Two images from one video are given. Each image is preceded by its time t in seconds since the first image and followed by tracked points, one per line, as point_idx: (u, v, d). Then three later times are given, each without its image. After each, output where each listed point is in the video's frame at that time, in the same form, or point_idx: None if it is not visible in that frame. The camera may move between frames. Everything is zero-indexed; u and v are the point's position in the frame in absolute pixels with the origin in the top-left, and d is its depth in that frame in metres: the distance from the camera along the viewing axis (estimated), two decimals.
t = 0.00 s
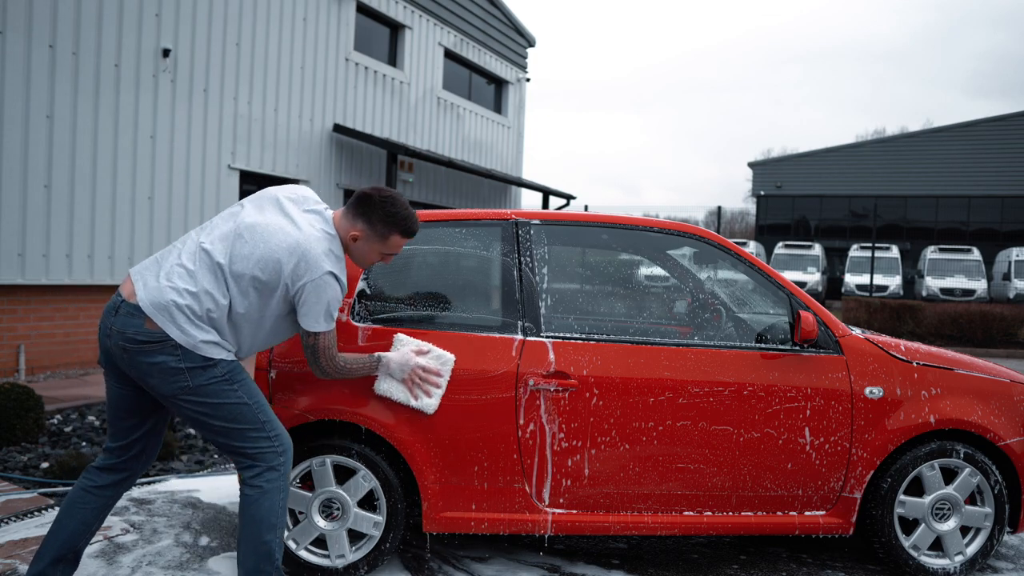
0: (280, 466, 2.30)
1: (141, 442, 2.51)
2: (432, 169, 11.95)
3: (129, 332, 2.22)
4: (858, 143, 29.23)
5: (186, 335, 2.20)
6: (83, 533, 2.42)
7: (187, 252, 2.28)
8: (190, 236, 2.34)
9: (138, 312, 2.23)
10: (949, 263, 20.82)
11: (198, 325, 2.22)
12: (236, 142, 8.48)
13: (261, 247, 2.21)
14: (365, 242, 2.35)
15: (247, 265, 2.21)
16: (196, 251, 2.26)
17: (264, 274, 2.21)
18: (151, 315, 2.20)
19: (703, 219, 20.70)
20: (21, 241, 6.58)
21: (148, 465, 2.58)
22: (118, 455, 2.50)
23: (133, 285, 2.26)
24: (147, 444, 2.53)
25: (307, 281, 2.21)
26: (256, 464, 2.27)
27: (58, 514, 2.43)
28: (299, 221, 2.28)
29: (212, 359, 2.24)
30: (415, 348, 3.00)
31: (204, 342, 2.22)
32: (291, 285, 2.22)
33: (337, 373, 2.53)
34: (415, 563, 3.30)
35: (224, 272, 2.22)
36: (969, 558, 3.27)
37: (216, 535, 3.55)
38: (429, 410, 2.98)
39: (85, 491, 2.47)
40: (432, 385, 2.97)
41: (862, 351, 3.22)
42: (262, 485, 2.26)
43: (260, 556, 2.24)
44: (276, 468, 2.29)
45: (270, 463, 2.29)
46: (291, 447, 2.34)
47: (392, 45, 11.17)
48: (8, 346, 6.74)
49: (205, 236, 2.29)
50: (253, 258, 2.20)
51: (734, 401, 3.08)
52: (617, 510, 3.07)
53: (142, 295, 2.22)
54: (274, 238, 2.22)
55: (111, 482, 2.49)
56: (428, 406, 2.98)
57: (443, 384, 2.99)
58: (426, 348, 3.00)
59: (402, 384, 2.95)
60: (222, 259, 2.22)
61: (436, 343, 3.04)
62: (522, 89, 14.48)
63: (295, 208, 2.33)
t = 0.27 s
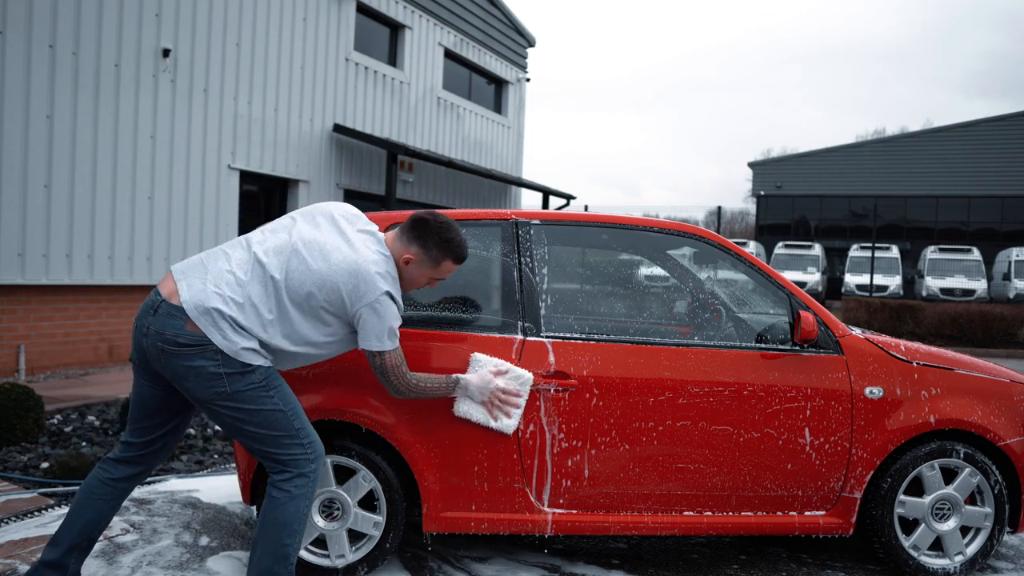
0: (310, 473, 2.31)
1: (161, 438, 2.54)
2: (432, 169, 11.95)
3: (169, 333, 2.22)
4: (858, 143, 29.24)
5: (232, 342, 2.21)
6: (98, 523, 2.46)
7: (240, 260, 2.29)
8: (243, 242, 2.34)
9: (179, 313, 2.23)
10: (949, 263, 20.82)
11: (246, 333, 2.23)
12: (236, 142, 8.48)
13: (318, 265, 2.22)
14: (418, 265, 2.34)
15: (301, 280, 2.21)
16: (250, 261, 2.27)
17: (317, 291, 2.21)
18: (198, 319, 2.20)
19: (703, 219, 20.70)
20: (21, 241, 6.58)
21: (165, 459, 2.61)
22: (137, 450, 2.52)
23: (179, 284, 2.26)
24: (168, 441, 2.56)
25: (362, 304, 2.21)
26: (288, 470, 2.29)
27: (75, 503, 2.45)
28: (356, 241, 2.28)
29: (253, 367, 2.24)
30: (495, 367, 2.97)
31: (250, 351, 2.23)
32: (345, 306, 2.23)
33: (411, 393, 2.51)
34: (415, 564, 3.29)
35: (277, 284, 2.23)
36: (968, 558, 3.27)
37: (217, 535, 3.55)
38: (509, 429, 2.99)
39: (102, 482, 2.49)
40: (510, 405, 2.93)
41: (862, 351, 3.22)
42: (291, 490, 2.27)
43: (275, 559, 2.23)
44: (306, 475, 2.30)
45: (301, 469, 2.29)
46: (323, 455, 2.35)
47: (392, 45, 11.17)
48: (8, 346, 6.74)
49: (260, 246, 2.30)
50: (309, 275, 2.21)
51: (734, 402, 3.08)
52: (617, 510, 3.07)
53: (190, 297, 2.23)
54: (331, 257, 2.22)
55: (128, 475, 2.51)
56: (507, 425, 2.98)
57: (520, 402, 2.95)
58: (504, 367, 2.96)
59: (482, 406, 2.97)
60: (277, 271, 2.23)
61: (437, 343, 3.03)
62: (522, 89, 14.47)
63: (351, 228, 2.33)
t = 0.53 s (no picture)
0: (320, 474, 2.30)
1: (167, 440, 2.55)
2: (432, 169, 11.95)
3: (180, 336, 2.22)
4: (858, 143, 29.24)
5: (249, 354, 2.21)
6: (102, 524, 2.46)
7: (262, 271, 2.28)
8: (266, 251, 2.34)
9: (192, 316, 2.22)
10: (949, 263, 20.82)
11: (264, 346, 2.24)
12: (236, 142, 8.48)
13: (345, 289, 2.23)
14: (436, 299, 2.38)
15: (327, 303, 2.23)
16: (273, 273, 2.27)
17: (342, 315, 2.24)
18: (215, 326, 2.20)
19: (703, 219, 20.69)
20: (21, 241, 6.58)
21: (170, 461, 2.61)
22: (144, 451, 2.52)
23: (198, 287, 2.26)
24: (174, 442, 2.57)
25: (386, 334, 2.26)
26: (298, 471, 2.29)
27: (81, 503, 2.45)
28: (381, 268, 2.30)
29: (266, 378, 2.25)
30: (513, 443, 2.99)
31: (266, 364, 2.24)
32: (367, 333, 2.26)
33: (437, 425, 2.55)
34: (415, 564, 3.29)
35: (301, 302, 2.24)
36: (968, 558, 3.27)
37: (217, 535, 3.55)
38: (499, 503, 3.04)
39: (108, 482, 2.49)
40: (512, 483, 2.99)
41: (861, 351, 3.22)
42: (301, 492, 2.27)
43: (282, 560, 2.23)
44: (317, 477, 2.30)
45: (311, 471, 2.29)
46: (334, 458, 2.34)
47: (392, 45, 11.17)
48: (8, 346, 6.74)
49: (285, 260, 2.29)
50: (335, 299, 2.23)
51: (734, 402, 3.08)
52: (617, 510, 3.07)
53: (209, 301, 2.22)
54: (358, 283, 2.24)
55: (134, 476, 2.51)
56: (500, 498, 3.04)
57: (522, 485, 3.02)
58: (524, 452, 2.99)
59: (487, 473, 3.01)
60: (302, 290, 2.24)
61: (436, 342, 3.03)
62: (522, 89, 14.47)
63: (376, 252, 2.35)
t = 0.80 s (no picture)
0: (298, 471, 2.29)
1: (168, 444, 2.53)
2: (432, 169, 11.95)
3: (154, 330, 2.21)
4: (858, 143, 29.24)
5: (220, 340, 2.20)
6: (116, 537, 2.44)
7: (231, 259, 2.29)
8: (234, 242, 2.35)
9: (166, 310, 2.22)
10: (949, 263, 20.82)
11: (234, 331, 2.22)
12: (236, 142, 8.48)
13: (311, 267, 2.23)
14: (408, 277, 2.36)
15: (294, 282, 2.23)
16: (241, 260, 2.28)
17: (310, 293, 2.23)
18: (186, 314, 2.19)
19: (703, 219, 20.70)
20: (21, 241, 6.58)
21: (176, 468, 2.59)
22: (147, 458, 2.51)
23: (171, 281, 2.26)
24: (175, 446, 2.55)
25: (353, 308, 2.24)
26: (275, 467, 2.28)
27: (90, 519, 2.43)
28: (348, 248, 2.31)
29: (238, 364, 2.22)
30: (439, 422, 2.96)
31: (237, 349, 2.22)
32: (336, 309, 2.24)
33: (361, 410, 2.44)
34: (414, 564, 3.29)
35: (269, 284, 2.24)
36: (968, 558, 3.27)
37: (217, 535, 3.55)
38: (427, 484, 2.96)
39: (115, 495, 2.47)
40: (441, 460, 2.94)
41: (862, 351, 3.22)
42: (278, 488, 2.25)
43: (270, 558, 2.23)
44: (294, 473, 2.29)
45: (288, 466, 2.28)
46: (311, 451, 2.33)
47: (392, 45, 11.17)
48: (8, 346, 6.74)
49: (252, 246, 2.31)
50: (302, 277, 2.22)
51: (734, 402, 3.08)
52: (618, 510, 3.07)
53: (180, 293, 2.22)
54: (325, 261, 2.25)
55: (140, 486, 2.50)
56: (428, 479, 2.96)
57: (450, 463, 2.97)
58: (451, 429, 2.96)
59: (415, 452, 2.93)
60: (270, 271, 2.24)
61: (436, 343, 3.04)
62: (522, 89, 14.47)
63: (343, 235, 2.37)
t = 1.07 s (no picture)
0: (263, 466, 2.30)
1: (155, 441, 2.53)
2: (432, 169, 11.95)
3: (112, 328, 2.23)
4: (858, 143, 29.23)
5: (174, 329, 2.19)
6: (111, 537, 2.44)
7: (176, 248, 2.27)
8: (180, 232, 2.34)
9: (122, 308, 2.24)
10: (948, 263, 20.82)
11: (188, 319, 2.21)
12: (236, 142, 8.48)
13: (249, 242, 2.19)
14: (355, 241, 2.34)
15: (236, 260, 2.19)
16: (185, 246, 2.26)
17: (252, 269, 2.19)
18: (139, 309, 2.20)
19: (703, 219, 20.69)
20: (21, 241, 6.58)
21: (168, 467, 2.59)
22: (136, 457, 2.51)
23: (125, 281, 2.28)
24: (163, 443, 2.54)
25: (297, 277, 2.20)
26: (239, 463, 2.28)
27: (85, 522, 2.43)
28: (289, 217, 2.26)
29: (198, 352, 2.22)
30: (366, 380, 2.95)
31: (192, 336, 2.21)
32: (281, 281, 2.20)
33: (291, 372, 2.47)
34: (414, 564, 3.29)
35: (213, 266, 2.21)
36: (969, 558, 3.27)
37: (217, 535, 3.55)
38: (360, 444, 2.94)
39: (108, 496, 2.47)
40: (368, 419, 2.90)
41: (862, 351, 3.22)
42: (243, 484, 2.26)
43: (249, 556, 2.26)
44: (258, 468, 2.29)
45: (251, 462, 2.29)
46: (274, 446, 2.33)
47: (392, 45, 11.17)
48: (9, 346, 6.74)
49: (194, 231, 2.28)
50: (242, 253, 2.19)
51: (734, 402, 3.08)
52: (618, 510, 3.07)
53: (132, 290, 2.23)
54: (263, 233, 2.20)
55: (133, 485, 2.49)
56: (359, 439, 2.94)
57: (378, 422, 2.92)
58: (376, 384, 2.95)
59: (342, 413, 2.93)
60: (212, 253, 2.21)
61: (436, 343, 3.04)
62: (522, 89, 14.47)
63: (285, 205, 2.31)
